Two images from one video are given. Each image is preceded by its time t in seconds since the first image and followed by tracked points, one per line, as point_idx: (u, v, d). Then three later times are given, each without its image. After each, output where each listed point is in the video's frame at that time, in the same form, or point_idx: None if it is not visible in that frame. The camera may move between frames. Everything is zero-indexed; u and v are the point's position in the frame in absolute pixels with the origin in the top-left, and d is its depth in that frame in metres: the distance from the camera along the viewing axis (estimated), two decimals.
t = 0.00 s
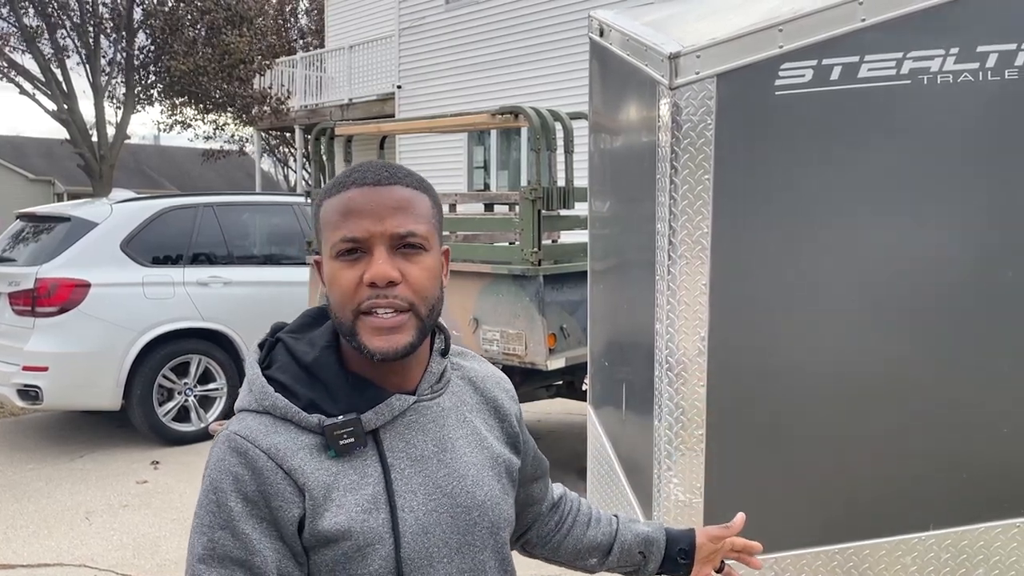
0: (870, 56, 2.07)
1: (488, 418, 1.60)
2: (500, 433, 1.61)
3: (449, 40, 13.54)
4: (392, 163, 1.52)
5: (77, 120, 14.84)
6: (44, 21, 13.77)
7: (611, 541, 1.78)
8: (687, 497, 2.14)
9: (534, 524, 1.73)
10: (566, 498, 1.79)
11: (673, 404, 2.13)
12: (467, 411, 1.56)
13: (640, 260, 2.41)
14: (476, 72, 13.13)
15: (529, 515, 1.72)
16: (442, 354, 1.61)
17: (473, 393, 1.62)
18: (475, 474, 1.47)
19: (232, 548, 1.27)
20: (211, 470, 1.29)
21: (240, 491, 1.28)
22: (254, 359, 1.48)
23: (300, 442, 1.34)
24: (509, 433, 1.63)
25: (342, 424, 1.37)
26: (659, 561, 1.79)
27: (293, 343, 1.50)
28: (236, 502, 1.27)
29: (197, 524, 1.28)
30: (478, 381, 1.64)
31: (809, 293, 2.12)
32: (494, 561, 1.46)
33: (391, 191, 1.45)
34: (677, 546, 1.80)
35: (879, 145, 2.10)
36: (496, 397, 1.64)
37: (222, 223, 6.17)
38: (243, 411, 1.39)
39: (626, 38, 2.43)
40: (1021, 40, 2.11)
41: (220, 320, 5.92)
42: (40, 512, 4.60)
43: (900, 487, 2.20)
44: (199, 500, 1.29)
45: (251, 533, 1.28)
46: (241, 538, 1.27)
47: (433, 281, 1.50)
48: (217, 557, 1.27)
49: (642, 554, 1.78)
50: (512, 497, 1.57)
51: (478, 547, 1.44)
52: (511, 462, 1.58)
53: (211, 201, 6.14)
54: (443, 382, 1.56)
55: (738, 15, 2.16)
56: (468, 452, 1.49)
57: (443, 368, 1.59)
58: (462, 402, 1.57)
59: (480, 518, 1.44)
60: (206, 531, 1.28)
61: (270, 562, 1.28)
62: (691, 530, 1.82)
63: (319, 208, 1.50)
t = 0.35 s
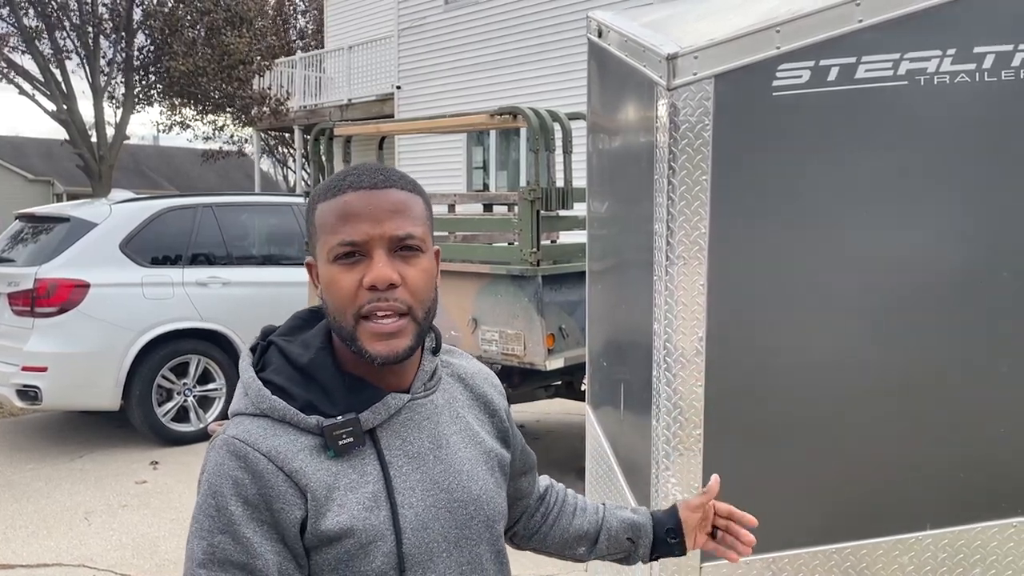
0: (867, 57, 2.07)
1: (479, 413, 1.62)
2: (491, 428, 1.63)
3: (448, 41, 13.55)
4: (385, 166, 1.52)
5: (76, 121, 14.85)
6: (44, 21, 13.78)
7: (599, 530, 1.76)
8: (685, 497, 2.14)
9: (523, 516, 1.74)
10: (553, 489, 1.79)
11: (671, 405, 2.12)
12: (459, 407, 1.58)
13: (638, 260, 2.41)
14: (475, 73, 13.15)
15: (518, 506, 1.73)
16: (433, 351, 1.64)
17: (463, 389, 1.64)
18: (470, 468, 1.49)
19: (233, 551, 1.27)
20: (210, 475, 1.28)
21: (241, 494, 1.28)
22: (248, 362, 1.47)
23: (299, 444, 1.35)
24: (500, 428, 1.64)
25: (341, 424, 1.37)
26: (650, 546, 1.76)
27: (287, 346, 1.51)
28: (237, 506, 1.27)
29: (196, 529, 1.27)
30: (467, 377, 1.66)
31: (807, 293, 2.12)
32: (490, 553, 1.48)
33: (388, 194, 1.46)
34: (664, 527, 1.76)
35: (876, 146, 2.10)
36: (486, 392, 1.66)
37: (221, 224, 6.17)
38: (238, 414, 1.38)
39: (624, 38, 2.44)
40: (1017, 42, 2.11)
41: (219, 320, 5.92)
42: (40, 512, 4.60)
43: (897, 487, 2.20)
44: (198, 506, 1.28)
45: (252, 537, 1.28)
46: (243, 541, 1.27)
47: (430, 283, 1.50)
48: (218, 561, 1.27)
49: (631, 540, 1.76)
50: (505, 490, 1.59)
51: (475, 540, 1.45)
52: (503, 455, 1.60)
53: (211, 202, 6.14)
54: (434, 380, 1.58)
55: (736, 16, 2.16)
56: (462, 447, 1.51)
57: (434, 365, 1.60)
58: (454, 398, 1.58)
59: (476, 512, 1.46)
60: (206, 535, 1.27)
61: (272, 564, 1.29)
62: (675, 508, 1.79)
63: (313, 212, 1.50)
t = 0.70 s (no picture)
0: (864, 57, 2.07)
1: (466, 407, 1.64)
2: (479, 422, 1.65)
3: (447, 41, 13.55)
4: (373, 165, 1.53)
5: (76, 121, 14.86)
6: (43, 22, 13.79)
7: (587, 494, 1.78)
8: (683, 497, 2.14)
9: (513, 498, 1.75)
10: (536, 464, 1.79)
11: (668, 404, 2.12)
12: (448, 403, 1.59)
13: (635, 261, 2.41)
14: (474, 73, 13.14)
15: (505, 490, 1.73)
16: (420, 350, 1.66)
17: (450, 385, 1.65)
18: (463, 463, 1.50)
19: (233, 554, 1.26)
20: (206, 478, 1.28)
21: (239, 496, 1.27)
22: (238, 365, 1.47)
23: (296, 443, 1.35)
24: (487, 421, 1.67)
25: (337, 423, 1.38)
26: (641, 497, 1.77)
27: (276, 347, 1.50)
28: (235, 509, 1.27)
29: (194, 533, 1.26)
30: (453, 373, 1.68)
31: (803, 293, 2.12)
32: (486, 547, 1.49)
33: (380, 193, 1.46)
34: (646, 474, 1.77)
35: (873, 146, 2.10)
36: (472, 387, 1.68)
37: (219, 224, 6.17)
38: (231, 417, 1.38)
39: (621, 39, 2.44)
40: (1013, 42, 2.11)
41: (218, 320, 5.92)
42: (38, 512, 4.60)
43: (894, 487, 2.20)
44: (195, 510, 1.27)
45: (252, 538, 1.27)
46: (243, 544, 1.26)
47: (423, 281, 1.51)
48: (217, 565, 1.26)
49: (620, 496, 1.77)
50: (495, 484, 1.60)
51: (471, 534, 1.46)
52: (491, 449, 1.61)
53: (210, 202, 6.13)
54: (423, 376, 1.59)
55: (733, 17, 2.16)
56: (454, 442, 1.52)
57: (422, 362, 1.61)
58: (442, 395, 1.60)
59: (472, 506, 1.47)
60: (204, 540, 1.26)
61: (273, 565, 1.28)
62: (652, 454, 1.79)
63: (302, 213, 1.49)
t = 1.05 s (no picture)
0: (860, 58, 2.07)
1: (461, 405, 1.65)
2: (474, 419, 1.67)
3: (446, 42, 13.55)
4: (380, 169, 1.54)
5: (75, 122, 14.86)
6: (42, 22, 13.79)
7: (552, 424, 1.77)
8: (679, 498, 2.14)
9: (510, 470, 1.80)
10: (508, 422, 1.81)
11: (664, 404, 2.13)
12: (441, 403, 1.60)
13: (632, 261, 2.41)
14: (473, 73, 13.14)
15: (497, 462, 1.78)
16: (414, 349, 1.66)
17: (442, 385, 1.66)
18: (457, 461, 1.51)
19: (230, 550, 1.25)
20: (203, 475, 1.27)
21: (236, 493, 1.27)
22: (234, 363, 1.47)
23: (294, 441, 1.35)
24: (481, 417, 1.68)
25: (334, 419, 1.38)
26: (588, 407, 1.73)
27: (272, 344, 1.50)
28: (232, 505, 1.26)
29: (190, 529, 1.25)
30: (446, 372, 1.68)
31: (799, 294, 2.12)
32: (480, 544, 1.49)
33: (400, 197, 1.48)
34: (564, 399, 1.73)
35: (869, 146, 2.10)
36: (465, 385, 1.69)
37: (218, 225, 6.16)
38: (227, 415, 1.37)
39: (618, 40, 2.44)
40: (1009, 42, 2.11)
41: (217, 320, 5.92)
42: (36, 513, 4.60)
43: (890, 488, 2.20)
44: (192, 506, 1.26)
45: (249, 535, 1.26)
46: (240, 541, 1.25)
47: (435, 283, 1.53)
48: (214, 562, 1.25)
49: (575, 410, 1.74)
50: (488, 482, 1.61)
51: (466, 531, 1.46)
52: (484, 447, 1.62)
53: (209, 202, 6.13)
54: (418, 375, 1.59)
55: (729, 17, 2.17)
56: (448, 440, 1.53)
57: (417, 362, 1.62)
58: (435, 394, 1.61)
59: (467, 503, 1.47)
60: (200, 536, 1.25)
61: (269, 562, 1.27)
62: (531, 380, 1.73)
63: (314, 213, 1.45)
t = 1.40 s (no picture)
0: (855, 59, 2.07)
1: (451, 402, 1.65)
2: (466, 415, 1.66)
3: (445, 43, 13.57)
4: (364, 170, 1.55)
5: (74, 122, 14.85)
6: (42, 23, 13.79)
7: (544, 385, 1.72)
8: (674, 498, 2.14)
9: (522, 450, 1.78)
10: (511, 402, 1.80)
11: (660, 405, 2.12)
12: (431, 402, 1.60)
13: (629, 261, 2.41)
14: (472, 74, 13.16)
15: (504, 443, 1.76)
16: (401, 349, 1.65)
17: (432, 384, 1.66)
18: (446, 460, 1.51)
19: (219, 555, 1.26)
20: (191, 481, 1.28)
21: (223, 498, 1.28)
22: (221, 368, 1.48)
23: (281, 444, 1.35)
24: (474, 413, 1.67)
25: (321, 423, 1.39)
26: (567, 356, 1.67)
27: (259, 348, 1.50)
28: (220, 510, 1.27)
29: (179, 535, 1.27)
30: (435, 371, 1.68)
31: (795, 294, 2.12)
32: (470, 544, 1.49)
33: (390, 196, 1.49)
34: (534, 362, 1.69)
35: (864, 147, 2.10)
36: (455, 382, 1.68)
37: (217, 225, 6.16)
38: (215, 419, 1.38)
39: (614, 40, 2.44)
40: (1004, 43, 2.11)
41: (215, 321, 5.92)
42: (34, 513, 4.60)
43: (885, 488, 2.20)
44: (180, 512, 1.27)
45: (238, 539, 1.27)
46: (229, 545, 1.26)
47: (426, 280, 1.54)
48: (203, 566, 1.26)
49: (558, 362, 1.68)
50: (481, 480, 1.61)
51: (456, 531, 1.46)
52: (475, 445, 1.62)
53: (207, 203, 6.13)
54: (406, 375, 1.59)
55: (724, 18, 2.17)
56: (437, 440, 1.53)
57: (405, 362, 1.61)
58: (424, 393, 1.60)
59: (456, 503, 1.47)
60: (189, 542, 1.26)
61: (259, 566, 1.28)
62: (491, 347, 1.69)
63: (305, 215, 1.44)
